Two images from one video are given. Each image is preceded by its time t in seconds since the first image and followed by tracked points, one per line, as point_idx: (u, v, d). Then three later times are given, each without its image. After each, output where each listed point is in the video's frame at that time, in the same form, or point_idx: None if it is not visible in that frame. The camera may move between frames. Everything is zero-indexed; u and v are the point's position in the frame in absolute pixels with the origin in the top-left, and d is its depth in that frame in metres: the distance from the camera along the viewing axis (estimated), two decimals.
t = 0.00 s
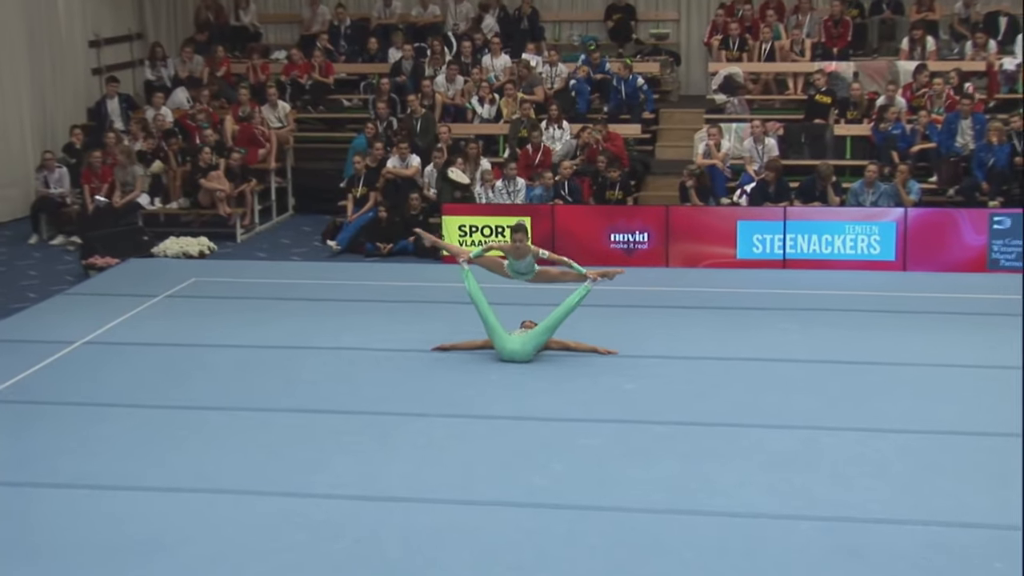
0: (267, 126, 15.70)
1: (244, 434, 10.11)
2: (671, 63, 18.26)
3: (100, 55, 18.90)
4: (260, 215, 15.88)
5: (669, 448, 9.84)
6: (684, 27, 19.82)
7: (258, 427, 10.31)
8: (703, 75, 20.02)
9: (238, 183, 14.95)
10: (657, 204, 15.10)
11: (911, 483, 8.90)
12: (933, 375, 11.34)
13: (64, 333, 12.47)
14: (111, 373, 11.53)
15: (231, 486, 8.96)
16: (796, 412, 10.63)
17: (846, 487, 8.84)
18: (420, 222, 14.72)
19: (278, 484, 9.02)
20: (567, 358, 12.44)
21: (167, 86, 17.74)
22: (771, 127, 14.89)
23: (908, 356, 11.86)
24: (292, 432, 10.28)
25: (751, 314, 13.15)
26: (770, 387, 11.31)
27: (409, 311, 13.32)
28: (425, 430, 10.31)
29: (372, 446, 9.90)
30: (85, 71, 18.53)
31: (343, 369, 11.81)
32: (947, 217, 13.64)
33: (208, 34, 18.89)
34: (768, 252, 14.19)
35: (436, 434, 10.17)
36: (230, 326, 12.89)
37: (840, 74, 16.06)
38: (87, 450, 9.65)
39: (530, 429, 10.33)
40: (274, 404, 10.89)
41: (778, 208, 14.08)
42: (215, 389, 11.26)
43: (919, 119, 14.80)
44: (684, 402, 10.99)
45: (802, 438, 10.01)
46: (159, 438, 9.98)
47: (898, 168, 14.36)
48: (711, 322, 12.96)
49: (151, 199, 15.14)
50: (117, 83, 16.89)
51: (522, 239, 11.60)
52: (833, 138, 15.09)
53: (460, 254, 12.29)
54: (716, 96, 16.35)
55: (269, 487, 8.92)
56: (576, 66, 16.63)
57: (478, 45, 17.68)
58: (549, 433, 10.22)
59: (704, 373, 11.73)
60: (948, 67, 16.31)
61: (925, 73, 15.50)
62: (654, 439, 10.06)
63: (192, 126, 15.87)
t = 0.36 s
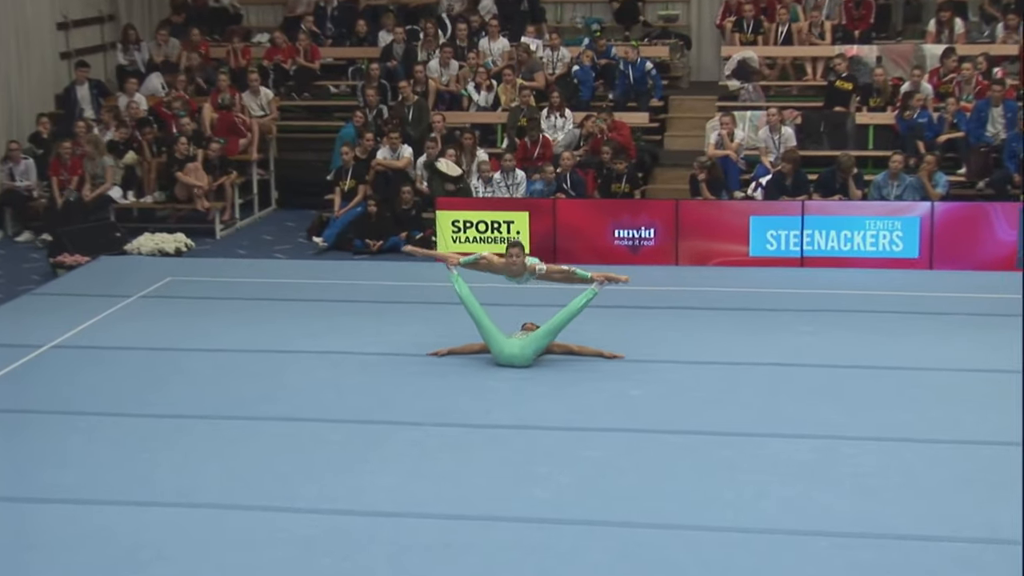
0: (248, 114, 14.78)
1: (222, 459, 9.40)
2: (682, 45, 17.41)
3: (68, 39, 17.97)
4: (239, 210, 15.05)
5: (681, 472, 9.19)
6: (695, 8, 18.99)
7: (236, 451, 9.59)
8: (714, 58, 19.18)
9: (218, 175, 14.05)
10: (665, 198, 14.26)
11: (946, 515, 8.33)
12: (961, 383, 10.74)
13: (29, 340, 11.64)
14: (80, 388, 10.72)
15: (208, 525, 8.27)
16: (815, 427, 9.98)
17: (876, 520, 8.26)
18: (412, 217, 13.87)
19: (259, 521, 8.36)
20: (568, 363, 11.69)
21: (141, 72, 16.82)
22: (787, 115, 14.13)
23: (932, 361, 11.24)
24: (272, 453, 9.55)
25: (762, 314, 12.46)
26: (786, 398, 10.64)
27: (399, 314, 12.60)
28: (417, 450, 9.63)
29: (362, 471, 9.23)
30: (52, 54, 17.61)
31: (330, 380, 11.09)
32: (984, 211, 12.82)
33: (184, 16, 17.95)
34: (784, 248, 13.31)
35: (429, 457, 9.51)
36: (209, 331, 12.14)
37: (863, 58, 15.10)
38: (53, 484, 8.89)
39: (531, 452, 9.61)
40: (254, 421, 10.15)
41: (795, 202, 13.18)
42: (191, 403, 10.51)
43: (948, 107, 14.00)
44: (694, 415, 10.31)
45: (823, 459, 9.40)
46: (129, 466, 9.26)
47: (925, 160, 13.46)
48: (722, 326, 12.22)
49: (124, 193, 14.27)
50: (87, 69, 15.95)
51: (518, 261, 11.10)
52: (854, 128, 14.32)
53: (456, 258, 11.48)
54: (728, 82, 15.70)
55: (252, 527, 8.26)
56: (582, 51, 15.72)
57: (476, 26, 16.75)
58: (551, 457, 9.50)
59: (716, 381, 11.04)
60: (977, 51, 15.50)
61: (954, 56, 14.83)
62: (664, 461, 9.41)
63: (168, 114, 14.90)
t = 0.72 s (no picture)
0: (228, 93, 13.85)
1: (192, 466, 8.54)
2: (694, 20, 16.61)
3: (35, 13, 17.06)
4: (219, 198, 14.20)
5: (700, 480, 8.31)
6: None
7: (208, 456, 8.71)
8: (726, 34, 18.38)
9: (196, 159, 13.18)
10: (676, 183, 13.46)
11: (994, 530, 7.47)
12: (999, 382, 9.89)
13: None
14: (38, 386, 9.87)
15: (173, 544, 7.41)
16: (844, 430, 9.12)
17: (918, 538, 7.40)
18: (404, 205, 12.96)
19: (230, 538, 7.50)
20: (572, 360, 10.79)
21: (110, 48, 15.89)
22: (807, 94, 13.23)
23: (967, 359, 10.39)
24: (247, 458, 8.70)
25: (780, 309, 11.59)
26: (811, 398, 9.76)
27: (388, 308, 11.78)
28: (408, 456, 8.76)
29: (347, 479, 8.37)
30: (17, 29, 16.71)
31: (313, 379, 10.22)
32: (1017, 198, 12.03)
33: None
34: (801, 238, 12.49)
35: (421, 464, 8.63)
36: (184, 325, 11.29)
37: (888, 33, 14.20)
38: None
39: (529, 456, 8.76)
40: (230, 423, 9.29)
41: (814, 188, 12.35)
42: (161, 403, 9.64)
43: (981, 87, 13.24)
44: (712, 417, 9.43)
45: (856, 466, 8.52)
46: (89, 473, 8.41)
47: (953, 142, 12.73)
48: (735, 321, 11.36)
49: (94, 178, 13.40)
50: (54, 44, 15.02)
51: (518, 266, 10.19)
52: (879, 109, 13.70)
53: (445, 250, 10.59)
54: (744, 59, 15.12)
55: (221, 545, 7.39)
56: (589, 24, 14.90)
57: None
58: (552, 462, 8.65)
59: (732, 380, 10.17)
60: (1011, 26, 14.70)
61: (987, 31, 14.03)
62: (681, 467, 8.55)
63: (141, 94, 13.98)
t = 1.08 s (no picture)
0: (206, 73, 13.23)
1: (156, 471, 7.74)
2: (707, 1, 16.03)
3: None
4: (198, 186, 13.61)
5: (722, 491, 7.45)
6: None
7: (174, 461, 7.90)
8: (744, 10, 17.61)
9: (172, 144, 12.35)
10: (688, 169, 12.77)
11: None
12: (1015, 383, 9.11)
13: None
14: None
15: (124, 556, 6.58)
16: (879, 436, 8.27)
17: (961, 553, 6.56)
18: (397, 193, 12.15)
19: (189, 549, 6.67)
20: (580, 361, 9.92)
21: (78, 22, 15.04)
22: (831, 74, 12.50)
23: (1017, 362, 9.51)
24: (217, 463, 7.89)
25: (801, 308, 10.73)
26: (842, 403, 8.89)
27: (379, 307, 10.92)
28: (396, 463, 7.91)
29: (327, 489, 7.52)
30: None
31: (294, 379, 9.39)
32: None
33: None
34: (821, 230, 11.70)
35: (411, 472, 7.78)
36: (156, 320, 10.49)
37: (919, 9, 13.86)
38: None
39: (528, 462, 7.92)
40: (197, 424, 8.49)
41: (839, 175, 11.53)
42: (126, 403, 8.84)
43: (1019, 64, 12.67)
44: (734, 422, 8.57)
45: (898, 476, 7.64)
46: (45, 478, 7.62)
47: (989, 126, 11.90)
48: (752, 319, 10.53)
49: (65, 166, 12.65)
50: (19, 21, 14.14)
51: (523, 265, 9.39)
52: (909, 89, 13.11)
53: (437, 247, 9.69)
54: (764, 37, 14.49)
55: (178, 557, 6.57)
56: None
57: None
58: (553, 469, 7.82)
59: (752, 382, 9.34)
60: None
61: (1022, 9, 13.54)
62: (699, 476, 7.69)
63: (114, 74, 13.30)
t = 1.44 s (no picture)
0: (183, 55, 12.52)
1: (116, 482, 6.95)
2: None
3: None
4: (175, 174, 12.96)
5: (746, 506, 6.65)
6: None
7: (135, 470, 7.10)
8: None
9: (147, 131, 11.63)
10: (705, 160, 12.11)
11: None
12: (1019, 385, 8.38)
13: None
14: None
15: None
16: (916, 446, 7.45)
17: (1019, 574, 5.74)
18: (389, 183, 11.42)
19: (145, 570, 5.87)
20: (585, 364, 9.09)
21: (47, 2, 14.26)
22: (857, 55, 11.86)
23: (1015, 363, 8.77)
24: (183, 472, 7.10)
25: (822, 307, 9.92)
26: (874, 409, 8.08)
27: (366, 307, 10.10)
28: (381, 475, 7.10)
29: (303, 503, 6.71)
30: None
31: (272, 383, 8.59)
32: None
33: None
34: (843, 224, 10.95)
35: (398, 484, 6.97)
36: (126, 318, 9.70)
37: None
38: None
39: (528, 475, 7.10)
40: (163, 431, 7.69)
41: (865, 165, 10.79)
42: (86, 407, 8.06)
43: None
44: (755, 431, 7.75)
45: (943, 490, 6.82)
46: None
47: None
48: (771, 320, 9.71)
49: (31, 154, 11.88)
50: None
51: (525, 260, 8.55)
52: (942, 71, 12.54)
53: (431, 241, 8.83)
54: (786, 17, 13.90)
55: None
56: None
57: None
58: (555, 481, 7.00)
59: (775, 388, 8.51)
60: None
61: None
62: (720, 489, 6.88)
63: (83, 56, 12.43)
